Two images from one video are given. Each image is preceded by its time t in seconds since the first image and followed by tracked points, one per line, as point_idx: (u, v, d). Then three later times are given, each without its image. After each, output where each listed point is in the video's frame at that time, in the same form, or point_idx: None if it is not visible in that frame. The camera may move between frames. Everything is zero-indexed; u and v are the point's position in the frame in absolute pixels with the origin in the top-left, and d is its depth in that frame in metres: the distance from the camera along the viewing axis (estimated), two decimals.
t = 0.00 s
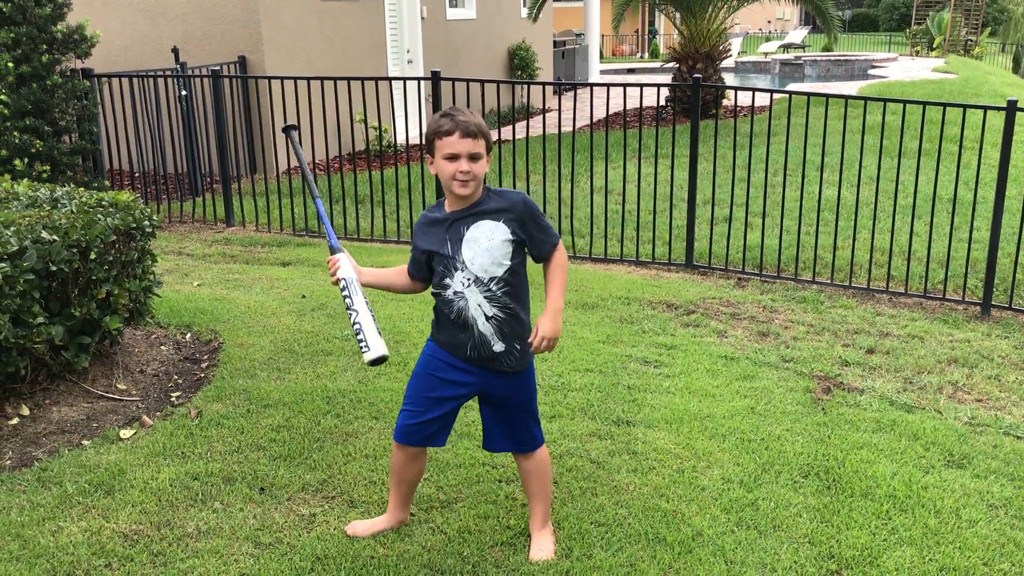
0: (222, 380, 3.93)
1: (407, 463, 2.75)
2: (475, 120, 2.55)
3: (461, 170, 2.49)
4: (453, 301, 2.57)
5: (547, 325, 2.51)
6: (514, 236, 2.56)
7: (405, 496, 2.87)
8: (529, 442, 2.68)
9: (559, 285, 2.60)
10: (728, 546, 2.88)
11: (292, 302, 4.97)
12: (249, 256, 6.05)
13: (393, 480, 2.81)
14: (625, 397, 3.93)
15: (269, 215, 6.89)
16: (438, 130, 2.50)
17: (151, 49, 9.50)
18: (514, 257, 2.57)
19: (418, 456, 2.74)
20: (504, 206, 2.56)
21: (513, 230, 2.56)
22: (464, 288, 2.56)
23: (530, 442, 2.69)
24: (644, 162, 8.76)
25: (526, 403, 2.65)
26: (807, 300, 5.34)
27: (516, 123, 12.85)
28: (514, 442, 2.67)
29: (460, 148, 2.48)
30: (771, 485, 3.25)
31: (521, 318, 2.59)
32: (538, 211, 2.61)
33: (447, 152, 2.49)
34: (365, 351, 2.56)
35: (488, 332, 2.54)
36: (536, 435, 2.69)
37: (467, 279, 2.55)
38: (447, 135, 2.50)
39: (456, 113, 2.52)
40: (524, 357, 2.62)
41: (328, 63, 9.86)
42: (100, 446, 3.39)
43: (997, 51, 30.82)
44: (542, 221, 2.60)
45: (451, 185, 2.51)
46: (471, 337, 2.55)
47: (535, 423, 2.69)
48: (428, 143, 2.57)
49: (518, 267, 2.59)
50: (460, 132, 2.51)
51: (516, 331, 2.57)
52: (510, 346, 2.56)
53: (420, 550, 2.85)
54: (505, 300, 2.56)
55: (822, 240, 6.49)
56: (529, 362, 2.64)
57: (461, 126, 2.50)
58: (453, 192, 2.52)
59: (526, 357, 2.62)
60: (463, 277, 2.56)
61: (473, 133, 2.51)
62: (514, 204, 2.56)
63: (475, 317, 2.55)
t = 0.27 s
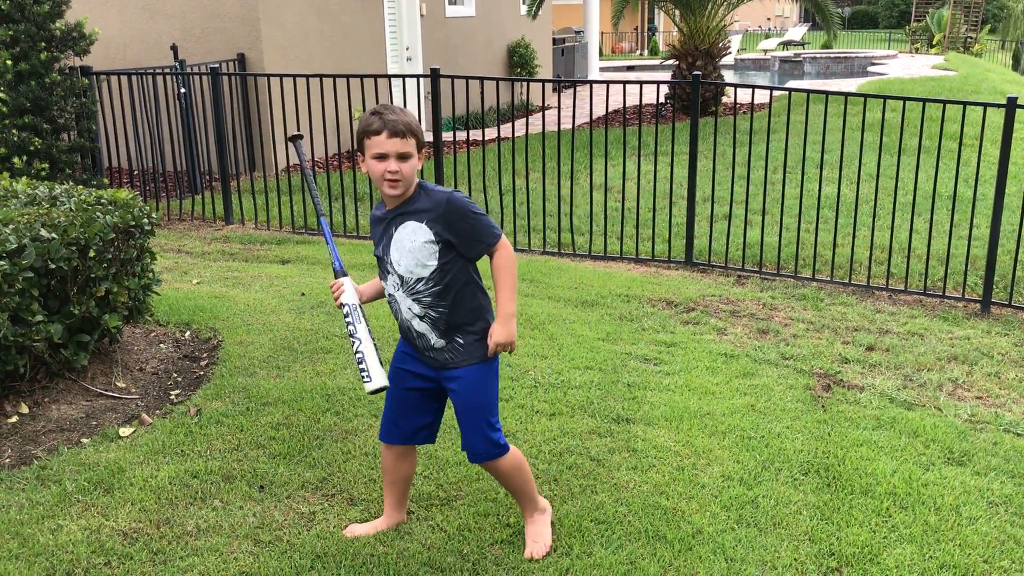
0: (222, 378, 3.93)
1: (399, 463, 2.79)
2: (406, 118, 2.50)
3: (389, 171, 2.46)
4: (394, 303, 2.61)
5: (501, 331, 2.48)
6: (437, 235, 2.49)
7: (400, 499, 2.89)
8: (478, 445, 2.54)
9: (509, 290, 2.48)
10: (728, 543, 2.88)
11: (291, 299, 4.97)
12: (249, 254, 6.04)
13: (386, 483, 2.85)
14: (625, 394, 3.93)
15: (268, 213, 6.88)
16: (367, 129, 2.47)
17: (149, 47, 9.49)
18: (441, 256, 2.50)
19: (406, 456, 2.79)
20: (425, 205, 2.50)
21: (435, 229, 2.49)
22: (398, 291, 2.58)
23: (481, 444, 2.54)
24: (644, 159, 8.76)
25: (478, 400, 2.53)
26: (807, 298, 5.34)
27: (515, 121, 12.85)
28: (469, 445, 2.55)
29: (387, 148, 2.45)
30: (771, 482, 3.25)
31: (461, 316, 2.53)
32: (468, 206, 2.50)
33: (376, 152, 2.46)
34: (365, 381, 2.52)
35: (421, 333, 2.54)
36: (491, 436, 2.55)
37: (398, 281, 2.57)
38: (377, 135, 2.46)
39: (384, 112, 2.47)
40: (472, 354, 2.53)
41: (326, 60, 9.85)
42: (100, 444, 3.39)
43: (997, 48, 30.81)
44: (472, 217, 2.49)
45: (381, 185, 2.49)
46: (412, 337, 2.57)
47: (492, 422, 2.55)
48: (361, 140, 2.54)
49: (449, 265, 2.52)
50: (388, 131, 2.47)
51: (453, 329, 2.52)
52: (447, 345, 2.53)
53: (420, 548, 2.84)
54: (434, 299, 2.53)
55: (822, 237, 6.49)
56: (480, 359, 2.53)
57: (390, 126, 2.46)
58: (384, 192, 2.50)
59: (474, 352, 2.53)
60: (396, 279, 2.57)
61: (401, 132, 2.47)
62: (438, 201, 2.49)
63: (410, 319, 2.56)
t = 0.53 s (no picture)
0: (221, 377, 3.92)
1: (400, 468, 2.79)
2: (437, 113, 2.44)
3: (414, 166, 2.39)
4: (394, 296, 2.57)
5: (481, 344, 2.36)
6: (442, 241, 2.40)
7: (400, 501, 2.89)
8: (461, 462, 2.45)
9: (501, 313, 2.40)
10: (728, 542, 2.88)
11: (291, 298, 4.96)
12: (248, 253, 6.04)
13: (387, 484, 2.85)
14: (624, 393, 3.93)
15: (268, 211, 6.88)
16: (398, 121, 2.40)
17: (149, 45, 9.48)
18: (442, 262, 2.42)
19: (410, 463, 2.78)
20: (438, 207, 2.42)
21: (442, 233, 2.41)
22: (396, 286, 2.53)
23: (464, 462, 2.45)
24: (644, 158, 8.76)
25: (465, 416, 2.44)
26: (806, 296, 5.34)
27: (515, 120, 12.84)
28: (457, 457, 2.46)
29: (417, 142, 2.38)
30: (771, 481, 3.25)
31: (455, 329, 2.47)
32: (480, 218, 2.41)
33: (405, 144, 2.40)
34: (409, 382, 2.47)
35: (415, 335, 2.51)
36: (476, 455, 2.46)
37: (397, 277, 2.51)
38: (408, 128, 2.40)
39: (417, 105, 2.41)
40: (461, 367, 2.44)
41: (326, 59, 9.84)
42: (100, 443, 3.39)
43: (997, 47, 30.81)
44: (483, 231, 2.40)
45: (405, 179, 2.42)
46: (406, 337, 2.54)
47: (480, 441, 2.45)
48: (389, 132, 2.47)
49: (448, 273, 2.43)
50: (419, 124, 2.40)
51: (445, 339, 2.47)
52: (437, 353, 2.47)
53: (420, 546, 2.84)
54: (429, 305, 2.47)
55: (821, 236, 6.49)
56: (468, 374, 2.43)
57: (421, 119, 2.39)
58: (407, 187, 2.43)
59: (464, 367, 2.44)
60: (396, 274, 2.52)
61: (432, 128, 2.40)
62: (452, 205, 2.41)
63: (405, 318, 2.52)
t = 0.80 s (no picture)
0: (221, 378, 3.93)
1: (410, 465, 2.78)
2: (484, 116, 2.38)
3: (457, 169, 2.36)
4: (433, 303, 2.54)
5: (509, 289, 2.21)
6: (484, 254, 2.36)
7: (412, 496, 2.85)
8: (481, 479, 2.45)
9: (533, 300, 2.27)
10: (728, 544, 2.88)
11: (291, 299, 4.96)
12: (248, 253, 6.04)
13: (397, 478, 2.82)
14: (624, 395, 3.93)
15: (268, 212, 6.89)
16: (442, 123, 2.37)
17: (150, 46, 9.48)
18: (482, 276, 2.38)
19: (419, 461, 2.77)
20: (484, 217, 2.37)
21: (485, 245, 2.36)
22: (435, 294, 2.50)
23: (483, 480, 2.45)
24: (644, 160, 8.76)
25: (489, 435, 2.45)
26: (806, 298, 5.34)
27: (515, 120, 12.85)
28: (472, 472, 2.46)
29: (459, 145, 2.34)
30: (770, 483, 3.25)
31: (489, 346, 2.43)
32: (526, 233, 2.36)
33: (447, 147, 2.36)
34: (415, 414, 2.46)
35: (448, 348, 2.49)
36: (498, 474, 2.46)
37: (436, 286, 2.49)
38: (451, 130, 2.36)
39: (462, 108, 2.37)
40: (488, 387, 2.44)
41: (326, 59, 9.84)
42: (99, 444, 3.39)
43: (997, 49, 30.81)
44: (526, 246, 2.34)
45: (447, 183, 2.39)
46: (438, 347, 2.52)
47: (503, 460, 2.46)
48: (435, 134, 2.45)
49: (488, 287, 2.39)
50: (463, 127, 2.36)
51: (477, 356, 2.44)
52: (468, 369, 2.45)
53: (420, 548, 2.84)
54: (464, 319, 2.43)
55: (821, 237, 6.50)
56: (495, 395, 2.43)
57: (464, 121, 2.35)
58: (451, 190, 2.40)
59: (492, 386, 2.44)
60: (435, 282, 2.49)
61: (476, 131, 2.35)
62: (498, 217, 2.36)
63: (440, 328, 2.50)
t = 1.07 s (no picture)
0: (221, 380, 3.93)
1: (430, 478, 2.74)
2: (505, 119, 2.38)
3: (475, 170, 2.35)
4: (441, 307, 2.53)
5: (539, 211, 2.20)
6: (500, 258, 2.36)
7: (431, 507, 2.82)
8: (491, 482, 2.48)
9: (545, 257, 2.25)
10: (727, 547, 2.88)
11: (291, 301, 4.97)
12: (249, 255, 6.05)
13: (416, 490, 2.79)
14: (624, 397, 3.93)
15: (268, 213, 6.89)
16: (464, 123, 2.36)
17: (151, 47, 9.49)
18: (496, 280, 2.37)
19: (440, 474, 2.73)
20: (500, 220, 2.38)
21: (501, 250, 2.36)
22: (445, 298, 2.49)
23: (494, 484, 2.48)
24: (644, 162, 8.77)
25: (498, 440, 2.46)
26: (806, 300, 5.34)
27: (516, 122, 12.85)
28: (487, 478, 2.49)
29: (480, 145, 2.33)
30: (770, 485, 3.25)
31: (500, 351, 2.43)
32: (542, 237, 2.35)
33: (468, 147, 2.35)
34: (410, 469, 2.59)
35: (457, 352, 2.47)
36: (510, 478, 2.48)
37: (447, 289, 2.47)
38: (473, 130, 2.35)
39: (486, 109, 2.36)
40: (497, 394, 2.44)
41: (327, 61, 9.85)
42: (99, 445, 3.39)
43: (997, 52, 30.82)
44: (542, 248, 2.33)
45: (465, 183, 2.37)
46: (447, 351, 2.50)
47: (513, 465, 2.48)
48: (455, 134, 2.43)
49: (501, 291, 2.39)
50: (485, 128, 2.35)
51: (489, 361, 2.43)
52: (478, 374, 2.44)
53: (419, 549, 2.84)
54: (477, 323, 2.42)
55: (821, 240, 6.50)
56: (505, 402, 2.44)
57: (486, 122, 2.34)
58: (467, 191, 2.38)
59: (502, 393, 2.44)
60: (445, 285, 2.48)
61: (498, 132, 2.34)
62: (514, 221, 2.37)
63: (450, 332, 2.48)
